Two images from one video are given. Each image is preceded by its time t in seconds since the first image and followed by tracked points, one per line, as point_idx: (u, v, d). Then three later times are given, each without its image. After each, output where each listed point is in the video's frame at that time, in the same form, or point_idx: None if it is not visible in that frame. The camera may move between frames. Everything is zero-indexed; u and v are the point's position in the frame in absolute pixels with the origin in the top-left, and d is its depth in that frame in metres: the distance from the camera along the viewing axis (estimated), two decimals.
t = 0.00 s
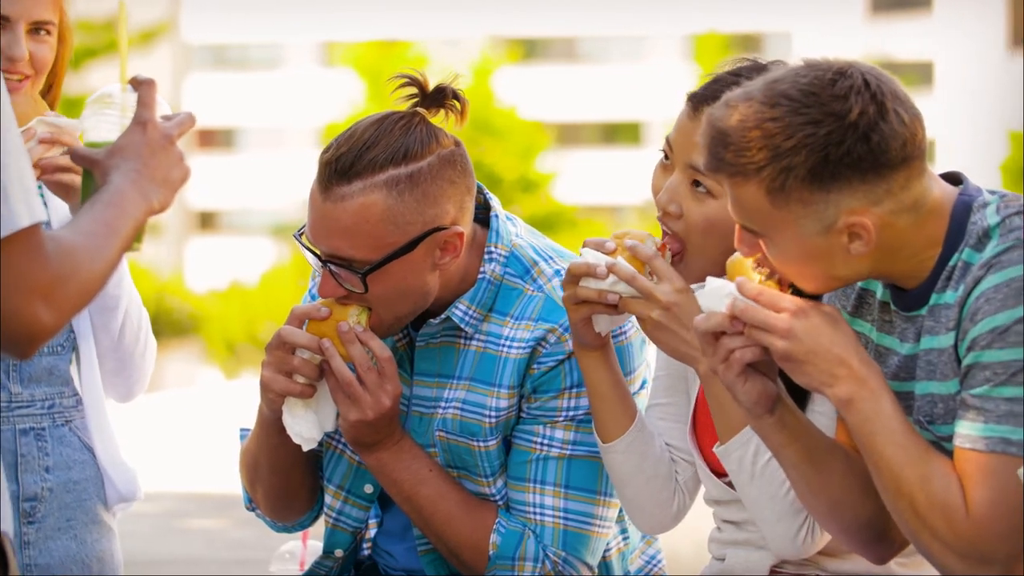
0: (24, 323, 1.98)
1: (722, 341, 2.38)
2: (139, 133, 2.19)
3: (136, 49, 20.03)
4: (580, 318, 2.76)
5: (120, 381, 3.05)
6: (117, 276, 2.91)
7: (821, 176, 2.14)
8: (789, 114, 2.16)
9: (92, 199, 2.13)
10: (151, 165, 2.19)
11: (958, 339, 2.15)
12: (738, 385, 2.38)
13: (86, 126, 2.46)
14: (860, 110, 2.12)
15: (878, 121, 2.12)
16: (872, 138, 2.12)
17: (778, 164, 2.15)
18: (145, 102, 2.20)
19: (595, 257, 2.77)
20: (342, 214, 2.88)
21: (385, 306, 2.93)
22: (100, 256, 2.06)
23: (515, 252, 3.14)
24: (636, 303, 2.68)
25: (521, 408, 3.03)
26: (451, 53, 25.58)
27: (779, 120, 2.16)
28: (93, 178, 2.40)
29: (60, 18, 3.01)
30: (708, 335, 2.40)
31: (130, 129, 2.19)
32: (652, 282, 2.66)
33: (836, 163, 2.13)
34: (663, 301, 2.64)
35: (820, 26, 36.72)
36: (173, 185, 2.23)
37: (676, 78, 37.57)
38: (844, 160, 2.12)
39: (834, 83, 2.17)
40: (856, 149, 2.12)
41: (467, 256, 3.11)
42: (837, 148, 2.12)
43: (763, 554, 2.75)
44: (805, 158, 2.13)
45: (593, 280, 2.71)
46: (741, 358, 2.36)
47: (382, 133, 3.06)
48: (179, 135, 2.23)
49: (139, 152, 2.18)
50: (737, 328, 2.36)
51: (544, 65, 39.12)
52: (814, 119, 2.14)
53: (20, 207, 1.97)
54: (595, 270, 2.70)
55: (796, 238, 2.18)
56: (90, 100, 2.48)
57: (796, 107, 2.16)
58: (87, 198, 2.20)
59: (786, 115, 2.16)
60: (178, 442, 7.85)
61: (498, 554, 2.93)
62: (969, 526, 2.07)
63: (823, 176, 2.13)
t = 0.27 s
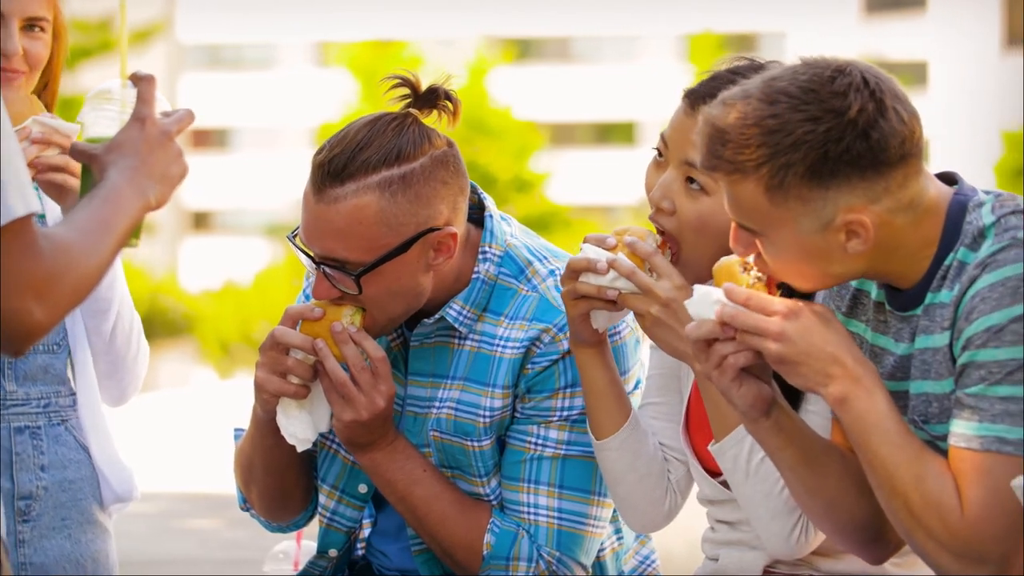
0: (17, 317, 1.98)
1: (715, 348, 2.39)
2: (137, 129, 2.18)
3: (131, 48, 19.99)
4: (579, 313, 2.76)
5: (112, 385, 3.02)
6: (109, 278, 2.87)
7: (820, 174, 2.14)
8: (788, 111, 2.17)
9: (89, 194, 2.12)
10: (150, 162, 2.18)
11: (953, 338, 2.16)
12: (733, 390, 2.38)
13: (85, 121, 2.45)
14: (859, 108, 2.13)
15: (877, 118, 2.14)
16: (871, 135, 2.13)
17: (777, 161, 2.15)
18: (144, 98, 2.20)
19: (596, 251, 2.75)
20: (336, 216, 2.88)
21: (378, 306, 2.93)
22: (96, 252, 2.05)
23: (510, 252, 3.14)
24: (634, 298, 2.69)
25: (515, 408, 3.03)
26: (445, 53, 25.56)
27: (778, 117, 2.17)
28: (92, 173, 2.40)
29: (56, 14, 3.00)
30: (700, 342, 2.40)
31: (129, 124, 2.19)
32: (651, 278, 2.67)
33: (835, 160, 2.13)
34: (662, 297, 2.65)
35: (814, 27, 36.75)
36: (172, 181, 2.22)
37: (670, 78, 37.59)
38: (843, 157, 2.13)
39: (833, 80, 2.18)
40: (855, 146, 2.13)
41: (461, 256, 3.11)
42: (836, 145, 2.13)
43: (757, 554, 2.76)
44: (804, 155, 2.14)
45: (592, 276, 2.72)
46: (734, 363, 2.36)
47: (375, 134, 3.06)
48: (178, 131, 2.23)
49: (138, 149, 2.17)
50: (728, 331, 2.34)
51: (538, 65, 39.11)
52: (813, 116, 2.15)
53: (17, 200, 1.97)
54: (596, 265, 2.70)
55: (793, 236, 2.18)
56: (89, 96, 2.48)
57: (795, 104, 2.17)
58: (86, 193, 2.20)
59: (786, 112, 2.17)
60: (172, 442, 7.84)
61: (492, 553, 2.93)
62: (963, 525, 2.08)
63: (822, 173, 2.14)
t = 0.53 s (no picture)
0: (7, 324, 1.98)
1: (709, 353, 2.39)
2: (131, 129, 2.19)
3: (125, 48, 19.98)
4: (575, 311, 2.77)
5: (104, 393, 3.02)
6: (102, 286, 2.89)
7: (816, 172, 2.14)
8: (786, 109, 2.18)
9: (81, 195, 2.13)
10: (143, 163, 2.18)
11: (947, 338, 2.17)
12: (728, 395, 2.39)
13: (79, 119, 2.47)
14: (857, 106, 2.14)
15: (874, 117, 2.15)
16: (868, 134, 2.13)
17: (773, 159, 2.16)
18: (139, 98, 2.21)
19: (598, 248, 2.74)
20: (328, 218, 2.88)
21: (371, 307, 2.92)
22: (85, 257, 2.05)
23: (503, 252, 3.13)
24: (633, 297, 2.68)
25: (509, 409, 3.03)
26: (439, 53, 25.57)
27: (775, 115, 2.18)
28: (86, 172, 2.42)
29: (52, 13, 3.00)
30: (694, 349, 2.40)
31: (123, 125, 2.20)
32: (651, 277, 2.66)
33: (831, 159, 2.14)
34: (663, 296, 2.64)
35: (808, 27, 36.79)
36: (164, 182, 2.23)
37: (664, 78, 37.62)
38: (840, 155, 2.14)
39: (831, 79, 2.19)
40: (853, 145, 2.13)
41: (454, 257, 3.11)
42: (833, 144, 2.14)
43: (751, 554, 2.76)
44: (801, 153, 2.14)
45: (593, 274, 2.73)
46: (729, 367, 2.36)
47: (367, 135, 3.05)
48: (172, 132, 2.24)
49: (131, 150, 2.18)
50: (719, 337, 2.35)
51: (533, 66, 39.13)
52: (811, 114, 2.16)
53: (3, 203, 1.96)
54: (597, 263, 2.71)
55: (788, 235, 2.18)
56: (84, 94, 2.48)
57: (793, 103, 2.18)
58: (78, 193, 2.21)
59: (783, 110, 2.18)
60: (166, 442, 7.83)
61: (487, 554, 2.93)
62: (959, 526, 2.08)
63: (819, 171, 2.14)
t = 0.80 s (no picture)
0: None
1: (703, 357, 2.38)
2: (118, 128, 2.18)
3: (118, 49, 19.94)
4: (570, 313, 2.77)
5: (99, 396, 3.03)
6: (103, 294, 2.89)
7: (811, 172, 2.15)
8: (781, 108, 2.18)
9: (67, 194, 2.12)
10: (130, 161, 2.17)
11: (941, 340, 2.17)
12: (722, 399, 2.39)
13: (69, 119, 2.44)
14: (852, 106, 2.16)
15: (869, 117, 2.16)
16: (863, 134, 2.15)
17: (768, 158, 2.16)
18: (126, 97, 2.19)
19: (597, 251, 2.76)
20: (322, 219, 2.88)
21: (363, 308, 2.92)
22: (71, 252, 2.06)
23: (497, 252, 3.14)
24: (630, 299, 2.69)
25: (503, 409, 3.03)
26: (433, 52, 25.54)
27: (770, 114, 2.19)
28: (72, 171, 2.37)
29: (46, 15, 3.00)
30: (688, 352, 2.39)
31: (110, 123, 2.19)
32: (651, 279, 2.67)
33: (827, 158, 2.14)
34: (662, 299, 2.65)
35: (802, 27, 36.82)
36: (152, 181, 2.21)
37: (658, 78, 37.63)
38: (836, 155, 2.14)
39: (826, 79, 2.21)
40: (848, 145, 2.14)
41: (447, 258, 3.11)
42: (828, 143, 2.14)
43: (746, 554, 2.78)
44: (796, 152, 2.15)
45: (590, 274, 2.72)
46: (723, 372, 2.35)
47: (358, 137, 3.05)
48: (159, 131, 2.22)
49: (118, 149, 2.17)
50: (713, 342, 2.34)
51: (526, 65, 39.11)
52: (806, 113, 2.17)
53: None
54: (596, 263, 2.71)
55: (782, 235, 2.18)
56: (72, 93, 2.46)
57: (788, 102, 2.18)
58: (67, 192, 2.20)
59: (779, 109, 2.18)
60: (160, 442, 7.82)
61: (481, 554, 2.93)
62: (956, 527, 2.09)
63: (814, 170, 2.15)
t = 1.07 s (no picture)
0: None
1: (695, 362, 2.40)
2: (107, 130, 2.19)
3: (113, 49, 19.90)
4: (565, 309, 2.77)
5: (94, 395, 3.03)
6: (99, 294, 2.90)
7: (803, 172, 2.16)
8: (774, 109, 2.19)
9: (54, 194, 2.13)
10: (117, 163, 2.17)
11: (933, 341, 2.18)
12: (715, 403, 2.40)
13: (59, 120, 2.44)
14: (845, 107, 2.17)
15: (862, 119, 2.17)
16: (855, 135, 2.15)
17: (760, 159, 2.17)
18: (115, 99, 2.20)
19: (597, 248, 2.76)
20: (315, 218, 2.88)
21: (354, 308, 2.92)
22: (52, 255, 2.06)
23: (490, 252, 3.14)
24: (628, 297, 2.70)
25: (497, 409, 3.03)
26: (427, 52, 25.53)
27: (763, 115, 2.19)
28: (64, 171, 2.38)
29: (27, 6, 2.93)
30: (680, 358, 2.42)
31: (99, 126, 2.19)
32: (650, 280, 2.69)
33: (819, 159, 2.15)
34: (660, 298, 2.66)
35: (796, 27, 36.82)
36: (141, 183, 2.21)
37: (652, 79, 37.65)
38: (828, 156, 2.15)
39: (819, 80, 2.21)
40: (840, 146, 2.15)
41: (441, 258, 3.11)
42: (820, 144, 2.15)
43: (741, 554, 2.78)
44: (788, 153, 2.16)
45: (587, 271, 2.73)
46: (716, 376, 2.37)
47: (353, 135, 3.05)
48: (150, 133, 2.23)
49: (106, 151, 2.17)
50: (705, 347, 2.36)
51: (521, 66, 39.11)
52: (799, 114, 2.18)
53: None
54: (594, 261, 2.73)
55: (773, 237, 2.20)
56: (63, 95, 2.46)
57: (780, 102, 2.19)
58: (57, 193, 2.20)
59: (771, 110, 2.19)
60: (153, 443, 7.80)
61: (476, 555, 2.93)
62: (949, 527, 2.09)
63: (806, 171, 2.16)
